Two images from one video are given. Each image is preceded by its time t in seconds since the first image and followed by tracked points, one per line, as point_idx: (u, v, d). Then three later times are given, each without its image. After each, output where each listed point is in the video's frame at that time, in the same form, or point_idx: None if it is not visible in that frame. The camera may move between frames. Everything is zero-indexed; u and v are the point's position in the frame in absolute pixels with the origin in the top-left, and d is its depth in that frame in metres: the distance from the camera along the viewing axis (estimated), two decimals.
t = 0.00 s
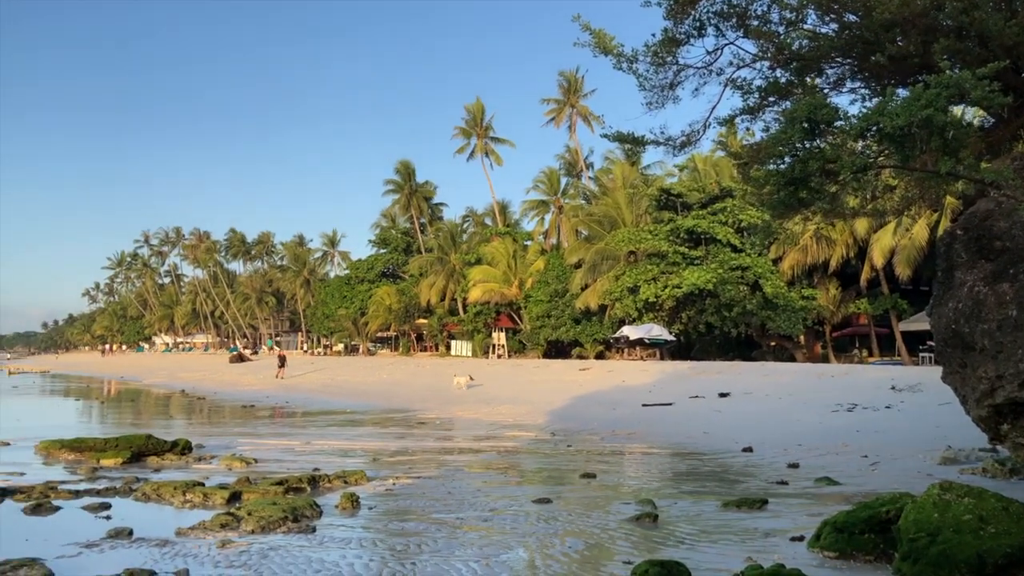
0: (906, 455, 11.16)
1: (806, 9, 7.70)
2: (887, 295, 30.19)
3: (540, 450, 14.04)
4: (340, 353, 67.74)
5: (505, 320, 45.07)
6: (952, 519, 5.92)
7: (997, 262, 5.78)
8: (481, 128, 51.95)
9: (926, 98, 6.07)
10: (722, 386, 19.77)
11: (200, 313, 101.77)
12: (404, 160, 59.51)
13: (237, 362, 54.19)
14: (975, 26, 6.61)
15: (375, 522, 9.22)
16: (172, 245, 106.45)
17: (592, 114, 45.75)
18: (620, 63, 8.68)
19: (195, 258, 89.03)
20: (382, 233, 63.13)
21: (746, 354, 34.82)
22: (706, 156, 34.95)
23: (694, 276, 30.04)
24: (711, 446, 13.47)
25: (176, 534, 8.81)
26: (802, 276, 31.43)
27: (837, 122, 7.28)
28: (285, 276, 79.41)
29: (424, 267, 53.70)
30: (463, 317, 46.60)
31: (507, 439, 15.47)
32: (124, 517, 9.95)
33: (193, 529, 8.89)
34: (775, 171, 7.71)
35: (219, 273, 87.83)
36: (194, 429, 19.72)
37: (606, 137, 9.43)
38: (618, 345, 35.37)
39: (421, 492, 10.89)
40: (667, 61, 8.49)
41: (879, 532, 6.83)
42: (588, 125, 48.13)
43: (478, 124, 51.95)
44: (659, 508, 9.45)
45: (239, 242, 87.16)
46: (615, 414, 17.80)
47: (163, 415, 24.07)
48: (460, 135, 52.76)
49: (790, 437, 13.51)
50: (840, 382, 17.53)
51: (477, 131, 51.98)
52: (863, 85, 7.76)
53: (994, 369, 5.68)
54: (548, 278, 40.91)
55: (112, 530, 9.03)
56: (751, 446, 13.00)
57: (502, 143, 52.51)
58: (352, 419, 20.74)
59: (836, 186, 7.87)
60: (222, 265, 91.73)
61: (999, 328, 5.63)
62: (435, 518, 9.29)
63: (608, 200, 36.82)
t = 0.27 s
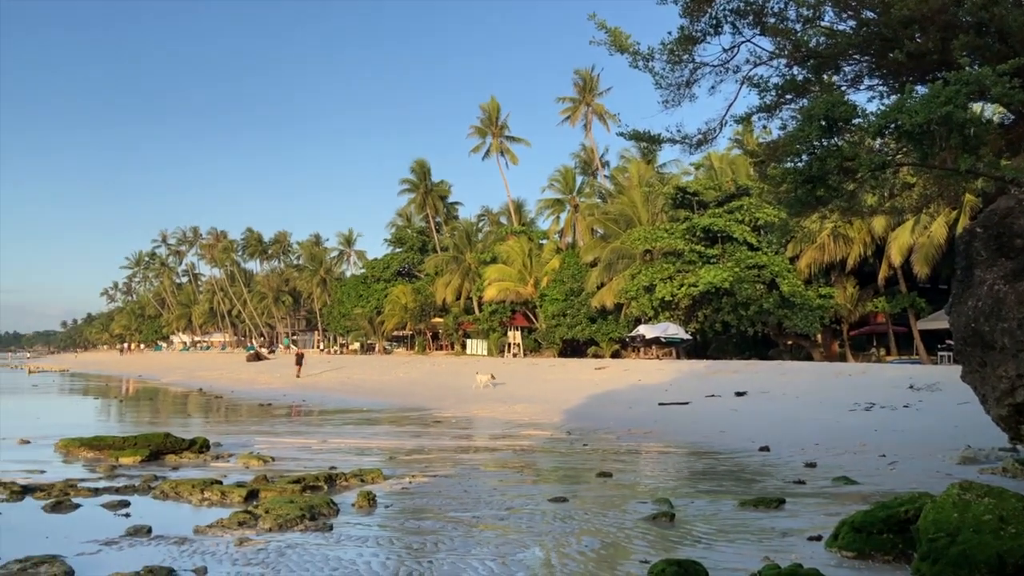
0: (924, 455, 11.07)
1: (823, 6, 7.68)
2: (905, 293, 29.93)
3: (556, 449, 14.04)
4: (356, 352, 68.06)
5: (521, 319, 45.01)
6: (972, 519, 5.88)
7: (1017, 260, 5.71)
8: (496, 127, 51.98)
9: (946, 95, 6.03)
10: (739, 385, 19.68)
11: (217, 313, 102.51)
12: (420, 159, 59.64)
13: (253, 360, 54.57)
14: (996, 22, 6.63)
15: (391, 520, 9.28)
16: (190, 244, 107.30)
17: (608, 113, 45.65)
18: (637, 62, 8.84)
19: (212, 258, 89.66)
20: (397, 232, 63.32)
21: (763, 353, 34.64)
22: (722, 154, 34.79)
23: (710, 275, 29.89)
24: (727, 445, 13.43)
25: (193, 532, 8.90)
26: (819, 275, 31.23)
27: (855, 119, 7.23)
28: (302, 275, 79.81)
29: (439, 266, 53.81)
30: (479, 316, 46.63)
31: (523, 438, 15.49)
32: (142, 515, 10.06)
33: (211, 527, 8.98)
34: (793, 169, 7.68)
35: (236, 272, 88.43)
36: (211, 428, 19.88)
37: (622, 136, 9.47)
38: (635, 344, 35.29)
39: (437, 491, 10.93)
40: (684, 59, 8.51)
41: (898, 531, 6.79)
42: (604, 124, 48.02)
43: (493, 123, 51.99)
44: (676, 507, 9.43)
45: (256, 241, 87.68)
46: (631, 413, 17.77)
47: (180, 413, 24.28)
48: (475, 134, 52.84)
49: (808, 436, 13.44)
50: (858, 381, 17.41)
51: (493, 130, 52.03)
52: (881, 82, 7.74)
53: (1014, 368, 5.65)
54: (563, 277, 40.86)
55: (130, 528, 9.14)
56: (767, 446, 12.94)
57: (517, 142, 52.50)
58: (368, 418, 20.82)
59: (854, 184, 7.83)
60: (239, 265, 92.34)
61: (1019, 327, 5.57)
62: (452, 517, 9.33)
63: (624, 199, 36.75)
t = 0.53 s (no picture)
0: (943, 454, 10.99)
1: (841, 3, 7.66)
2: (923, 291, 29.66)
3: (572, 447, 14.04)
4: (372, 351, 68.35)
5: (536, 317, 44.96)
6: (991, 519, 5.85)
7: None
8: (512, 125, 51.98)
9: (965, 92, 5.98)
10: (756, 384, 19.60)
11: (234, 312, 103.26)
12: (435, 158, 59.75)
13: (270, 359, 54.97)
14: (1013, 18, 6.51)
15: (407, 518, 9.33)
16: (207, 243, 108.11)
17: (623, 111, 45.53)
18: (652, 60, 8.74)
19: (229, 257, 90.32)
20: (412, 231, 63.51)
21: (780, 352, 34.46)
22: (739, 152, 34.63)
23: (726, 273, 29.75)
24: (744, 444, 13.38)
25: (211, 529, 9.01)
26: (836, 273, 31.03)
27: (874, 116, 7.19)
28: (318, 274, 80.20)
29: (455, 265, 53.93)
30: (494, 315, 46.67)
31: (539, 436, 15.52)
32: (161, 512, 10.18)
33: (229, 524, 9.07)
34: (810, 167, 7.64)
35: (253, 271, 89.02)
36: (228, 426, 20.06)
37: (638, 134, 9.46)
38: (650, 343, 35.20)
39: (453, 489, 10.98)
40: (700, 57, 8.49)
41: (916, 531, 6.75)
42: (619, 122, 47.91)
43: (508, 122, 51.99)
44: (692, 506, 9.42)
45: (273, 240, 88.20)
46: (647, 411, 17.75)
47: (198, 412, 24.50)
48: (490, 133, 52.89)
49: (825, 435, 13.36)
50: (875, 379, 17.31)
51: (508, 129, 52.05)
52: (899, 79, 7.71)
53: None
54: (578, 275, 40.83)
55: (149, 525, 9.25)
56: (784, 445, 12.88)
57: (532, 141, 52.46)
58: (385, 416, 20.94)
59: (872, 181, 7.79)
60: (255, 264, 92.95)
61: None
62: (468, 515, 9.38)
63: (640, 197, 36.70)
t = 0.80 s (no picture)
0: (963, 453, 10.90)
1: None
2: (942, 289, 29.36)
3: (588, 446, 14.05)
4: (388, 349, 68.63)
5: (552, 316, 44.91)
6: (1012, 518, 5.80)
7: None
8: (528, 124, 51.98)
9: (986, 88, 5.93)
10: (773, 382, 19.50)
11: (251, 310, 103.98)
12: (451, 157, 59.86)
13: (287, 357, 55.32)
14: None
15: (424, 516, 9.38)
16: (224, 243, 108.93)
17: (640, 108, 45.38)
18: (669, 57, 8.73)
19: (246, 256, 90.92)
20: (428, 230, 63.67)
21: (798, 350, 34.26)
22: (756, 150, 34.45)
23: (743, 271, 29.59)
24: (761, 443, 13.33)
25: (230, 527, 9.09)
26: (854, 272, 30.80)
27: (893, 113, 7.15)
28: (335, 273, 80.58)
29: (471, 263, 54.01)
30: (510, 314, 46.70)
31: (555, 435, 15.53)
32: (179, 510, 10.29)
33: (247, 522, 9.16)
34: (829, 164, 7.60)
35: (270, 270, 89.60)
36: (246, 424, 20.23)
37: (654, 131, 9.46)
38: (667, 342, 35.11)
39: (470, 488, 11.02)
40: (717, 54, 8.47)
41: (936, 531, 6.71)
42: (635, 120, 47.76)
43: (524, 120, 51.95)
44: (709, 505, 9.39)
45: (290, 239, 88.67)
46: (663, 410, 17.71)
47: (217, 410, 24.70)
48: (506, 131, 52.89)
49: (844, 434, 13.28)
50: (894, 378, 17.18)
51: (524, 127, 52.03)
52: (918, 76, 7.67)
53: None
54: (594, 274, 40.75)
55: (168, 522, 9.37)
56: (802, 444, 12.82)
57: (548, 139, 52.41)
58: (401, 415, 21.03)
59: (891, 179, 7.75)
60: (272, 263, 93.50)
61: None
62: (484, 513, 9.41)
63: (656, 195, 36.59)
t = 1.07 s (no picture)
0: (985, 452, 10.79)
1: None
2: (963, 287, 28.99)
3: (606, 445, 14.04)
4: (406, 348, 68.89)
5: (570, 314, 44.81)
6: None
7: None
8: (544, 122, 51.91)
9: (1009, 85, 5.88)
10: (792, 381, 19.39)
11: (270, 309, 104.69)
12: (468, 155, 59.90)
13: (306, 356, 55.68)
14: None
15: (442, 514, 9.43)
16: (243, 242, 109.74)
17: (657, 106, 45.20)
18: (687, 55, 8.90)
19: (265, 255, 91.54)
20: (445, 229, 63.81)
21: (817, 349, 33.99)
22: (774, 147, 34.23)
23: (762, 269, 29.39)
24: (780, 442, 13.27)
25: (250, 525, 9.19)
26: (873, 269, 30.55)
27: (914, 110, 7.10)
28: (352, 272, 80.96)
29: (488, 262, 54.08)
30: (527, 312, 46.72)
31: (573, 434, 15.55)
32: (199, 507, 10.41)
33: (266, 519, 9.26)
34: (848, 161, 7.57)
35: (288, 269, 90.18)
36: (265, 422, 20.40)
37: (673, 129, 9.48)
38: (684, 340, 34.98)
39: (487, 486, 11.07)
40: (735, 51, 8.46)
41: (958, 530, 6.66)
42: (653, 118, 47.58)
43: (541, 118, 51.89)
44: (728, 504, 9.38)
45: (308, 238, 89.16)
46: (681, 409, 17.66)
47: (236, 409, 24.92)
48: (523, 130, 52.86)
49: (864, 433, 13.18)
50: (914, 377, 17.03)
51: (541, 125, 51.99)
52: (939, 72, 7.61)
53: None
54: (612, 272, 40.65)
55: (188, 520, 9.48)
56: (821, 443, 12.75)
57: (565, 137, 52.34)
58: (418, 413, 21.12)
59: (911, 175, 7.70)
60: (290, 262, 94.06)
61: None
62: (502, 511, 9.45)
63: (674, 193, 36.45)
